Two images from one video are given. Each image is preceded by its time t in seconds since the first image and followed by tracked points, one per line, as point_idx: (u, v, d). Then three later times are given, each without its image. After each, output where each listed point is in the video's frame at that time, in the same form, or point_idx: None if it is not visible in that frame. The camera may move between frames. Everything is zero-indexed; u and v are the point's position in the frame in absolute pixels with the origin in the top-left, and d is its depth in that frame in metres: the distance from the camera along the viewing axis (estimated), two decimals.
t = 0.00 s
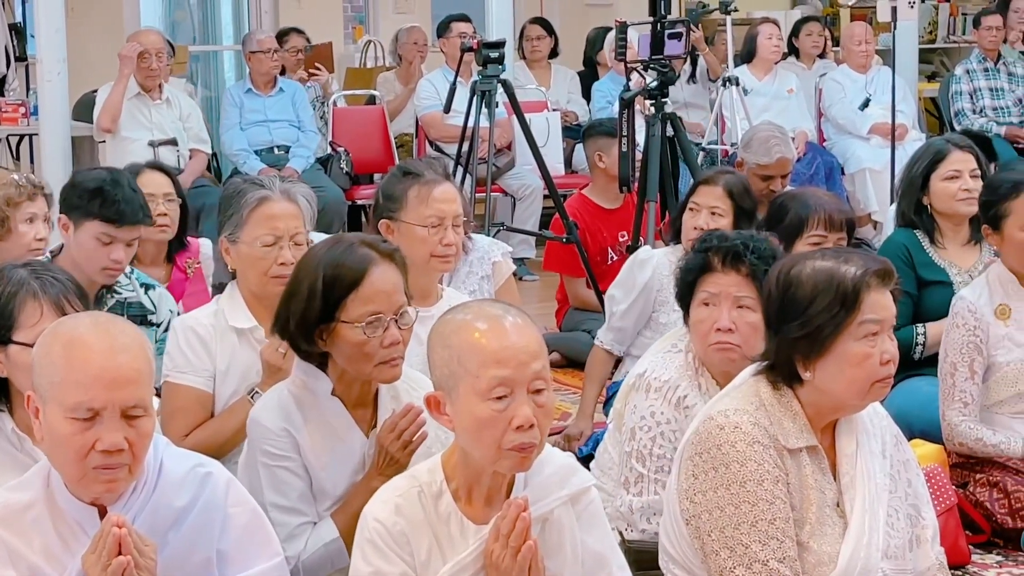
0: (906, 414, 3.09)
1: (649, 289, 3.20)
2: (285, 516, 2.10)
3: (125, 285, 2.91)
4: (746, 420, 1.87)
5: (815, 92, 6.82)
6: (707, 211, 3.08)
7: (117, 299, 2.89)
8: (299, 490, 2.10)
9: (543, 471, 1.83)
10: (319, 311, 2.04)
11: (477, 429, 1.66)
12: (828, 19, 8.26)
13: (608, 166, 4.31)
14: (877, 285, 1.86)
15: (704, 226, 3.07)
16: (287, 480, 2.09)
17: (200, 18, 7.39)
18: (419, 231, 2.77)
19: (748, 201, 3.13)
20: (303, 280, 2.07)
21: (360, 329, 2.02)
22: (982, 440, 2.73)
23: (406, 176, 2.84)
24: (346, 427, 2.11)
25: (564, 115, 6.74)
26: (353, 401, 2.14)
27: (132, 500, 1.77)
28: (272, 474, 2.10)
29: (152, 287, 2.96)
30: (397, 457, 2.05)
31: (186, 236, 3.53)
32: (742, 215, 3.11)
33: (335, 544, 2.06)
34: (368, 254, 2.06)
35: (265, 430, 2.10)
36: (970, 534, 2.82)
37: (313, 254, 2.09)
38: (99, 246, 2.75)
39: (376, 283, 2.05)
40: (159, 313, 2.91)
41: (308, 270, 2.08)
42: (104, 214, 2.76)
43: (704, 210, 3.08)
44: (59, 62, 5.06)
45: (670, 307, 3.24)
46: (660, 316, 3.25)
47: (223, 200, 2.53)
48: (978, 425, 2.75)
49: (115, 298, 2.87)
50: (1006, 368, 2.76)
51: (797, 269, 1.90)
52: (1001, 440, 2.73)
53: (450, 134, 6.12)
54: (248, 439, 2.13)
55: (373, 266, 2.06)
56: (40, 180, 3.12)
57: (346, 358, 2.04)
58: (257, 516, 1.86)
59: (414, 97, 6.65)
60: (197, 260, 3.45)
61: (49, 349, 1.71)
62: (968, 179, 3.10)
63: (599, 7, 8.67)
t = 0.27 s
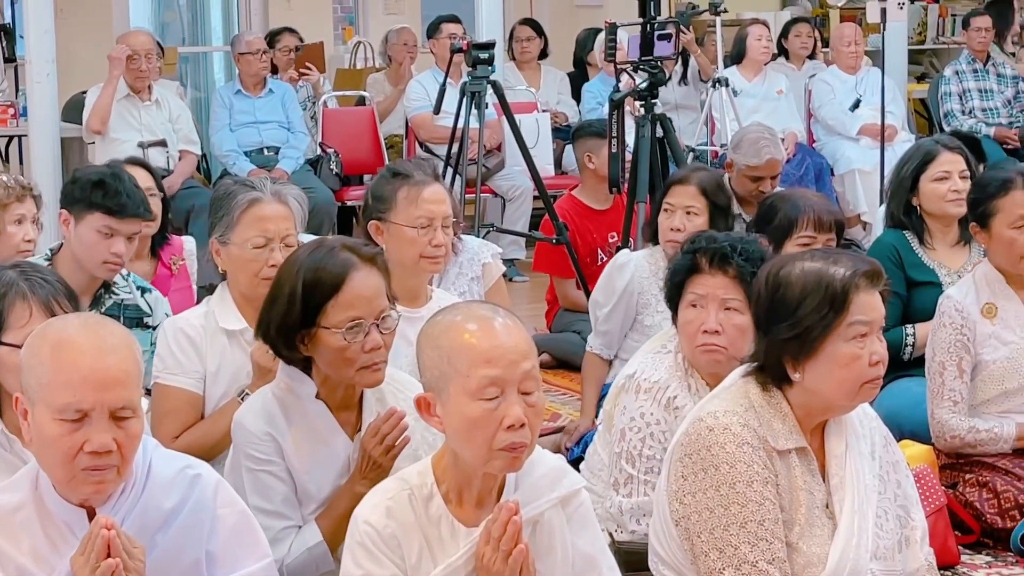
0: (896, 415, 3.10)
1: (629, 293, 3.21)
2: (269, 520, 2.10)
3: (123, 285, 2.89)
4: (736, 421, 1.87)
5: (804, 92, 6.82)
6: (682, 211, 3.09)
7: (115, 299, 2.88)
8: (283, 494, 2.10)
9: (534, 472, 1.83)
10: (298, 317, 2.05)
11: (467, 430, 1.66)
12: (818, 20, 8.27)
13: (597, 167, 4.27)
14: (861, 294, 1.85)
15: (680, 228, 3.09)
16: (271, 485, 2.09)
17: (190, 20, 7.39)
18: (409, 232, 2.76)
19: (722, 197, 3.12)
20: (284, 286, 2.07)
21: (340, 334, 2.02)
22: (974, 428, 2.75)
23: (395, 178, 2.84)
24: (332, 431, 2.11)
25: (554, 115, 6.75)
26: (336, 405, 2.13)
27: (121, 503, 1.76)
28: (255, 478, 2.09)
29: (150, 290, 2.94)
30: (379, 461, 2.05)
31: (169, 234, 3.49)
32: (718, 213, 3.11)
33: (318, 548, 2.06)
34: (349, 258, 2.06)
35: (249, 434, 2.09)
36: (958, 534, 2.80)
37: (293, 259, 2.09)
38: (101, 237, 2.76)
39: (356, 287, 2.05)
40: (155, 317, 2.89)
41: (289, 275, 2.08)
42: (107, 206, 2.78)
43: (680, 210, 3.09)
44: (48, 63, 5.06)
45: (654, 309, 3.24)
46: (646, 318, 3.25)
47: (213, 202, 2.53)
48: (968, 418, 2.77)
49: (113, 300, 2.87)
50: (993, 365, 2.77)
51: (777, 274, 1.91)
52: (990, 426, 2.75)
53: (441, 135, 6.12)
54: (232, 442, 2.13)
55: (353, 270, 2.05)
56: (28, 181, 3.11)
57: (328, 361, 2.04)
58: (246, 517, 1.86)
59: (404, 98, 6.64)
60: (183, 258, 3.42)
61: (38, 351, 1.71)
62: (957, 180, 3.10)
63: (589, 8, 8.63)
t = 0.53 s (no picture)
0: (886, 414, 3.10)
1: (611, 290, 3.26)
2: (261, 520, 2.10)
3: (111, 285, 2.88)
4: (726, 421, 1.87)
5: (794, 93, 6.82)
6: (674, 223, 3.09)
7: (104, 299, 2.87)
8: (276, 494, 2.10)
9: (524, 473, 1.83)
10: (291, 317, 2.04)
11: (457, 431, 1.66)
12: (807, 21, 8.28)
13: (587, 168, 4.25)
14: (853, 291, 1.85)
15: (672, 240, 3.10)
16: (263, 484, 2.09)
17: (179, 20, 7.31)
18: (399, 233, 2.76)
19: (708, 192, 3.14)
20: (276, 286, 2.07)
21: (332, 335, 2.02)
22: (985, 423, 2.75)
23: (385, 178, 2.84)
24: (325, 431, 2.11)
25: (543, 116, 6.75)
26: (329, 404, 2.13)
27: (109, 504, 1.76)
28: (248, 478, 2.09)
29: (138, 291, 2.92)
30: (372, 461, 2.04)
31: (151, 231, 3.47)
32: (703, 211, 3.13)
33: (310, 549, 2.06)
34: (342, 259, 2.06)
35: (241, 433, 2.09)
36: (948, 534, 2.80)
37: (285, 260, 2.09)
38: (87, 232, 2.76)
39: (349, 287, 2.05)
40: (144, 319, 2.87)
41: (280, 276, 2.08)
42: (90, 197, 2.78)
43: (671, 223, 3.09)
44: (37, 64, 5.05)
45: (637, 304, 3.26)
46: (629, 315, 3.28)
47: (203, 202, 2.53)
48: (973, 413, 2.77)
49: (101, 299, 2.86)
50: (982, 362, 2.76)
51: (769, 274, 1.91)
52: (1001, 420, 2.76)
53: (430, 136, 6.12)
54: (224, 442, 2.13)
55: (345, 271, 2.05)
56: (16, 180, 3.11)
57: (319, 361, 2.04)
58: (235, 518, 1.85)
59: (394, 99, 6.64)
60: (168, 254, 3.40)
61: (26, 351, 1.71)
62: (946, 180, 3.12)
63: (578, 9, 8.61)
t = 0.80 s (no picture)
0: (874, 413, 3.11)
1: (591, 288, 3.27)
2: (255, 518, 2.09)
3: (96, 284, 2.87)
4: (714, 422, 1.87)
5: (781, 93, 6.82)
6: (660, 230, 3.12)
7: (88, 298, 2.86)
8: (270, 491, 2.09)
9: (511, 474, 1.82)
10: (292, 314, 2.04)
11: (444, 432, 1.66)
12: (795, 21, 8.29)
13: (575, 168, 4.25)
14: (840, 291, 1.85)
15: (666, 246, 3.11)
16: (258, 481, 2.09)
17: (166, 23, 7.31)
18: (387, 233, 2.76)
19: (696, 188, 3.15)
20: (277, 284, 2.06)
21: (333, 333, 2.02)
22: (983, 420, 2.76)
23: (372, 178, 2.84)
24: (319, 429, 2.11)
25: (531, 116, 6.74)
26: (324, 403, 2.13)
27: (96, 504, 1.75)
28: (243, 475, 2.08)
29: (123, 290, 2.91)
30: (369, 459, 2.04)
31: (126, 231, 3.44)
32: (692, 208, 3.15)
33: (304, 547, 2.05)
34: (343, 258, 2.06)
35: (236, 430, 2.09)
36: (936, 534, 2.79)
37: (286, 258, 2.08)
38: (64, 229, 2.77)
39: (350, 286, 2.04)
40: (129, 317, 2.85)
41: (281, 275, 2.07)
42: (63, 195, 2.79)
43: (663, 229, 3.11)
44: (24, 64, 5.04)
45: (617, 303, 3.27)
46: (609, 314, 3.30)
47: (190, 203, 2.52)
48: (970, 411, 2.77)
49: (86, 299, 2.85)
50: (970, 362, 2.78)
51: (754, 278, 1.90)
52: (997, 416, 2.77)
53: (418, 137, 6.12)
54: (219, 439, 2.12)
55: (346, 270, 2.05)
56: None
57: (318, 360, 2.04)
58: (222, 519, 1.85)
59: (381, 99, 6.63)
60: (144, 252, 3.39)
61: (12, 350, 1.70)
62: (933, 180, 3.13)
63: (565, 9, 8.58)
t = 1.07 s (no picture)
0: (861, 414, 3.10)
1: (578, 289, 3.30)
2: (243, 518, 2.09)
3: (79, 284, 2.86)
4: (701, 422, 1.87)
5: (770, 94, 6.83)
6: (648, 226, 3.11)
7: (72, 298, 2.85)
8: (259, 491, 2.09)
9: (499, 475, 1.82)
10: (287, 310, 2.03)
11: (431, 434, 1.66)
12: (783, 22, 8.31)
13: (563, 168, 4.26)
14: (829, 292, 1.85)
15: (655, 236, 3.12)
16: (246, 481, 2.09)
17: (155, 23, 7.18)
18: (375, 234, 2.77)
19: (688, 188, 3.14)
20: (273, 281, 2.06)
21: (327, 331, 2.02)
22: (971, 425, 2.76)
23: (360, 179, 2.84)
24: (309, 429, 2.11)
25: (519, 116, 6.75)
26: (313, 404, 2.12)
27: (83, 505, 1.75)
28: (232, 475, 2.08)
29: (107, 287, 2.91)
30: (358, 460, 2.03)
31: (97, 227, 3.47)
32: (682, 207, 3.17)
33: (292, 547, 2.05)
34: (340, 258, 2.06)
35: (226, 430, 2.09)
36: (924, 534, 2.80)
37: (283, 255, 2.07)
38: (38, 229, 2.77)
39: (346, 287, 2.04)
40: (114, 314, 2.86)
41: (277, 271, 2.07)
42: (33, 196, 2.79)
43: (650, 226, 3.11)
44: (12, 64, 5.03)
45: (603, 302, 3.30)
46: (597, 314, 3.33)
47: (177, 204, 2.52)
48: (960, 415, 2.77)
49: (70, 299, 2.84)
50: (959, 363, 2.78)
51: (748, 273, 1.90)
52: (985, 422, 2.77)
53: (406, 137, 6.12)
54: (207, 438, 2.12)
55: (342, 270, 2.05)
56: None
57: (310, 358, 2.03)
58: (209, 519, 1.84)
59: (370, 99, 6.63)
60: (117, 246, 3.41)
61: None
62: (920, 180, 3.13)
63: (555, 10, 8.55)
